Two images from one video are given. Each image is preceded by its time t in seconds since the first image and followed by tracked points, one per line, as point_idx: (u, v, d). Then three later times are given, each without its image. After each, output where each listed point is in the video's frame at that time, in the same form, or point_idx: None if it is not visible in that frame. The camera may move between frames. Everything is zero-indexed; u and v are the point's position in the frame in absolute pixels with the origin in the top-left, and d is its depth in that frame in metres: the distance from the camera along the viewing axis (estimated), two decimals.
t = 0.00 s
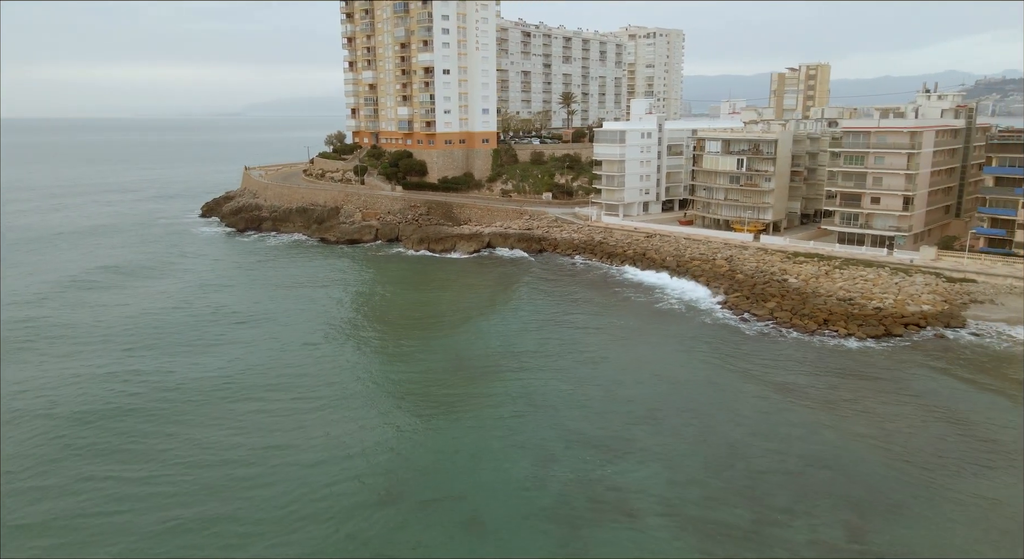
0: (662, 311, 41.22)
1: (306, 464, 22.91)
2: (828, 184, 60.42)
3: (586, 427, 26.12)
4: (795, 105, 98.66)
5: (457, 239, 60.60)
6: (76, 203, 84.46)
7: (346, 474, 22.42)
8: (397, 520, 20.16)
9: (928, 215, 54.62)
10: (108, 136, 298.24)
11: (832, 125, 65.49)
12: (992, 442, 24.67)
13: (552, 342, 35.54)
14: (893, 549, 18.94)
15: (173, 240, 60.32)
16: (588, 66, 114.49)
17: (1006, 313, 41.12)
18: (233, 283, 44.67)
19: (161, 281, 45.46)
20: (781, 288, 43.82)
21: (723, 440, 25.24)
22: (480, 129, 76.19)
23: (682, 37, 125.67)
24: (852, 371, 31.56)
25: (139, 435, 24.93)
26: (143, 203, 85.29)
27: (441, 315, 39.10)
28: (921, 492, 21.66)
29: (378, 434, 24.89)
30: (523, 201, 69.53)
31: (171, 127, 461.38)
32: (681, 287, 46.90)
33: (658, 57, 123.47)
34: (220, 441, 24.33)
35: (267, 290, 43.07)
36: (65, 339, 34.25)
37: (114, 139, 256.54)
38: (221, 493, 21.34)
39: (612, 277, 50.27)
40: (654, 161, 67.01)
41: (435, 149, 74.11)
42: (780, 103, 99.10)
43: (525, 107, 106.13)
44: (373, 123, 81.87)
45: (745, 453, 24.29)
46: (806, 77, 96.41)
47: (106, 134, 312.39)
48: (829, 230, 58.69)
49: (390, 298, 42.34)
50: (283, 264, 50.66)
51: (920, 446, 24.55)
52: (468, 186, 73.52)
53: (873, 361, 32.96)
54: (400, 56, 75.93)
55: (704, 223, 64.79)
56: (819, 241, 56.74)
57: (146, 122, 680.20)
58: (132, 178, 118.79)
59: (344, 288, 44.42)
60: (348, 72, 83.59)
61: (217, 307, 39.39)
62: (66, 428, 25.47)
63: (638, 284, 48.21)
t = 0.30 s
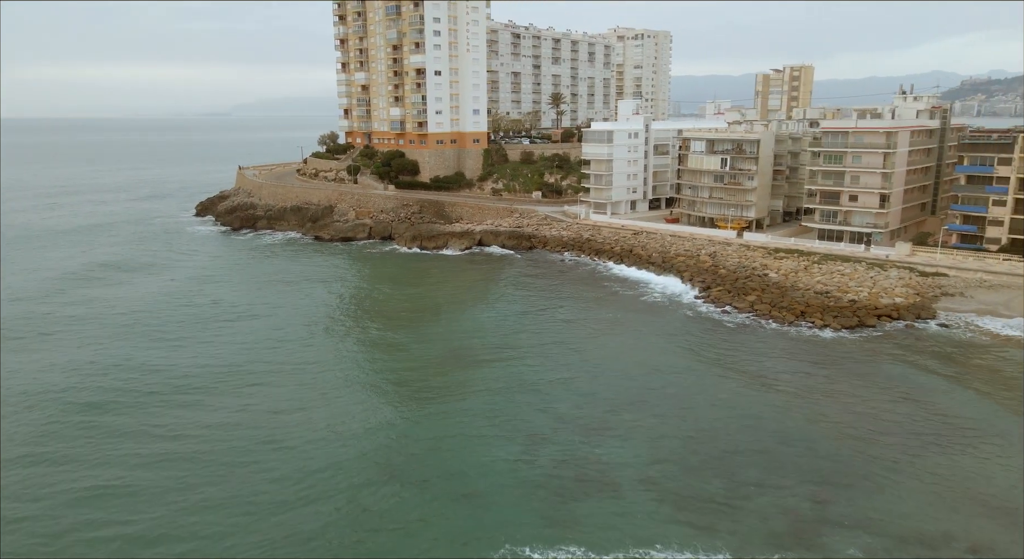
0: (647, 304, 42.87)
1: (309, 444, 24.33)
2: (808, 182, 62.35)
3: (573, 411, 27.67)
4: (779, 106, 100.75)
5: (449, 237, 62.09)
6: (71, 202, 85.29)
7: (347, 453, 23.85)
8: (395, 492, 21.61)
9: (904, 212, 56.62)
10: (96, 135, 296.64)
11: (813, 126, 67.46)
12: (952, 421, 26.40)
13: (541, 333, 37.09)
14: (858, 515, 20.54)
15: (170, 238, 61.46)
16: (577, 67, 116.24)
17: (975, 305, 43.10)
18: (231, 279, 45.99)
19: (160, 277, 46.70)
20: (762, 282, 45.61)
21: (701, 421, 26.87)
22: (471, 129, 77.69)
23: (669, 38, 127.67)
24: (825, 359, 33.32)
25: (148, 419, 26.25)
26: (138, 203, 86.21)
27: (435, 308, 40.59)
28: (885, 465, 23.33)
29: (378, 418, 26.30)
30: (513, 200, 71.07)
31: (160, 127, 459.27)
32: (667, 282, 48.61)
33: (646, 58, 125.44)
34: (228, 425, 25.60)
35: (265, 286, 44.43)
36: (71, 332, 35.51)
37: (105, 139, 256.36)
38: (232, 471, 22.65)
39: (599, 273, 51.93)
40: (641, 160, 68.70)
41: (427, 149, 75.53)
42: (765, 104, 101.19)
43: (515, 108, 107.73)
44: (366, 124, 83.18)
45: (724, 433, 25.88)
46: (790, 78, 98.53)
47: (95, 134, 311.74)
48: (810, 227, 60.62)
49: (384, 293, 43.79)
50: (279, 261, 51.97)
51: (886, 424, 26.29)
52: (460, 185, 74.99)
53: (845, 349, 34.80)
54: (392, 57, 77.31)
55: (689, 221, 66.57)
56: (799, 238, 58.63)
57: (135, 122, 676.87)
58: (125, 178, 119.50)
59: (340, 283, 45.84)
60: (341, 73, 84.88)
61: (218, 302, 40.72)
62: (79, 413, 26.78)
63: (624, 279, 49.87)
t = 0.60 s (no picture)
0: (633, 298, 44.50)
1: (310, 427, 25.74)
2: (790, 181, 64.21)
3: (561, 397, 29.21)
4: (764, 106, 102.65)
5: (441, 235, 63.55)
6: (65, 201, 86.06)
7: (347, 435, 25.24)
8: (394, 471, 22.99)
9: (881, 210, 58.57)
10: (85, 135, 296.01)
11: (795, 126, 69.31)
12: (917, 404, 28.09)
13: (530, 325, 38.62)
14: (825, 488, 22.06)
15: (166, 236, 62.56)
16: (566, 68, 117.84)
17: (946, 298, 44.93)
18: (230, 275, 47.25)
19: (160, 274, 47.94)
20: (743, 277, 47.38)
21: (681, 406, 28.47)
22: (462, 129, 79.12)
23: (657, 39, 129.35)
24: (801, 349, 35.01)
25: (157, 405, 27.57)
26: (132, 202, 87.05)
27: (429, 302, 42.02)
28: (853, 444, 24.89)
29: (376, 403, 27.75)
30: (503, 199, 72.55)
31: (149, 126, 457.01)
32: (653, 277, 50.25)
33: (634, 59, 127.18)
34: (233, 411, 26.92)
35: (263, 282, 45.72)
36: (77, 325, 36.72)
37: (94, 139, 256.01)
38: (238, 454, 23.91)
39: (588, 269, 53.55)
40: (628, 159, 70.33)
41: (419, 149, 76.87)
42: (750, 105, 103.13)
43: (505, 108, 109.19)
44: (359, 124, 84.41)
45: (703, 417, 27.39)
46: (774, 79, 100.44)
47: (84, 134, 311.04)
48: (792, 224, 62.40)
49: (379, 288, 45.18)
50: (275, 258, 53.26)
51: (854, 407, 27.96)
52: (451, 184, 76.40)
53: (820, 340, 36.49)
54: (384, 59, 78.55)
55: (675, 219, 68.24)
56: (781, 235, 60.44)
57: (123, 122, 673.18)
58: (117, 178, 120.11)
59: (336, 279, 47.24)
60: (334, 74, 86.09)
61: (218, 297, 42.00)
62: (91, 400, 28.11)
63: (611, 275, 51.56)
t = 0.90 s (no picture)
0: (620, 293, 46.17)
1: (312, 413, 27.16)
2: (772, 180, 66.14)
3: (550, 384, 30.75)
4: (749, 107, 104.73)
5: (433, 233, 64.97)
6: (60, 201, 86.84)
7: (347, 420, 26.66)
8: (392, 452, 24.44)
9: (860, 207, 60.56)
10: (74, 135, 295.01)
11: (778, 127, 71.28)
12: (884, 388, 29.83)
13: (520, 317, 40.15)
14: (795, 464, 23.67)
15: (162, 235, 63.65)
16: (555, 70, 119.49)
17: (919, 291, 46.84)
18: (228, 272, 48.51)
19: (159, 270, 49.12)
20: (726, 272, 49.16)
21: (663, 392, 30.08)
22: (453, 129, 80.60)
23: (645, 41, 131.40)
24: (779, 339, 36.74)
25: (162, 392, 28.86)
26: (126, 202, 87.87)
27: (422, 297, 43.50)
28: (822, 425, 26.56)
29: (373, 391, 29.19)
30: (494, 198, 74.05)
31: (138, 127, 455.47)
32: (639, 273, 51.92)
33: (622, 61, 129.04)
34: (237, 398, 28.27)
35: (261, 278, 47.01)
36: (80, 318, 37.88)
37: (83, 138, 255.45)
38: (244, 436, 25.28)
39: (576, 266, 55.14)
40: (616, 159, 72.01)
41: (411, 149, 78.29)
42: (736, 105, 105.21)
43: (495, 109, 110.69)
44: (351, 125, 85.71)
45: (684, 402, 29.01)
46: (759, 81, 102.49)
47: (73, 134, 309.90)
48: (774, 222, 64.31)
49: (374, 283, 46.59)
50: (271, 256, 54.52)
51: (826, 392, 29.67)
52: (443, 183, 77.86)
53: (797, 331, 38.27)
54: (377, 60, 79.91)
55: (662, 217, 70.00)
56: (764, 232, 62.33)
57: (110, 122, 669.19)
58: (109, 178, 120.66)
59: (331, 275, 48.59)
60: (326, 76, 87.36)
61: (217, 292, 43.25)
62: (99, 388, 29.37)
63: (599, 271, 53.22)
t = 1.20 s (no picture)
0: (607, 287, 47.80)
1: (313, 399, 28.58)
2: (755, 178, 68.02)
3: (539, 373, 32.31)
4: (735, 108, 106.75)
5: (425, 231, 66.35)
6: (54, 200, 87.67)
7: (347, 405, 28.08)
8: (390, 435, 25.90)
9: (839, 205, 62.51)
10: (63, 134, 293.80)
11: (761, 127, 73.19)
12: (855, 374, 31.54)
13: (510, 311, 41.70)
14: (768, 443, 25.33)
15: (158, 233, 64.72)
16: (544, 71, 121.11)
17: (894, 285, 48.73)
18: (226, 269, 49.79)
19: (158, 267, 50.27)
20: (710, 267, 50.90)
21: (647, 379, 31.71)
22: (444, 130, 82.06)
23: (633, 42, 133.30)
24: (758, 330, 38.42)
25: (169, 381, 30.17)
26: (121, 201, 88.74)
27: (416, 292, 44.94)
28: (795, 408, 28.25)
29: (371, 379, 30.64)
30: (484, 197, 75.51)
31: (125, 126, 453.88)
32: (626, 268, 53.55)
33: (611, 62, 130.84)
34: (242, 386, 29.64)
35: (258, 274, 48.30)
36: (84, 312, 39.06)
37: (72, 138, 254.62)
38: (249, 421, 26.68)
39: (565, 262, 56.70)
40: (604, 158, 73.66)
41: (403, 149, 79.65)
42: (722, 105, 107.23)
43: (486, 109, 112.19)
44: (344, 125, 86.96)
45: (666, 388, 30.66)
46: (744, 82, 104.48)
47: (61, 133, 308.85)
48: (757, 220, 66.20)
49: (369, 279, 48.00)
50: (267, 253, 55.73)
51: (800, 378, 31.39)
52: (434, 183, 79.26)
53: (775, 323, 40.02)
54: (369, 62, 81.20)
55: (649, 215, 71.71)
56: (747, 229, 64.18)
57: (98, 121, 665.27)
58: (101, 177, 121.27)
59: (327, 271, 49.93)
60: (319, 77, 88.56)
61: (216, 288, 44.50)
62: (108, 377, 30.62)
63: (587, 268, 54.80)
